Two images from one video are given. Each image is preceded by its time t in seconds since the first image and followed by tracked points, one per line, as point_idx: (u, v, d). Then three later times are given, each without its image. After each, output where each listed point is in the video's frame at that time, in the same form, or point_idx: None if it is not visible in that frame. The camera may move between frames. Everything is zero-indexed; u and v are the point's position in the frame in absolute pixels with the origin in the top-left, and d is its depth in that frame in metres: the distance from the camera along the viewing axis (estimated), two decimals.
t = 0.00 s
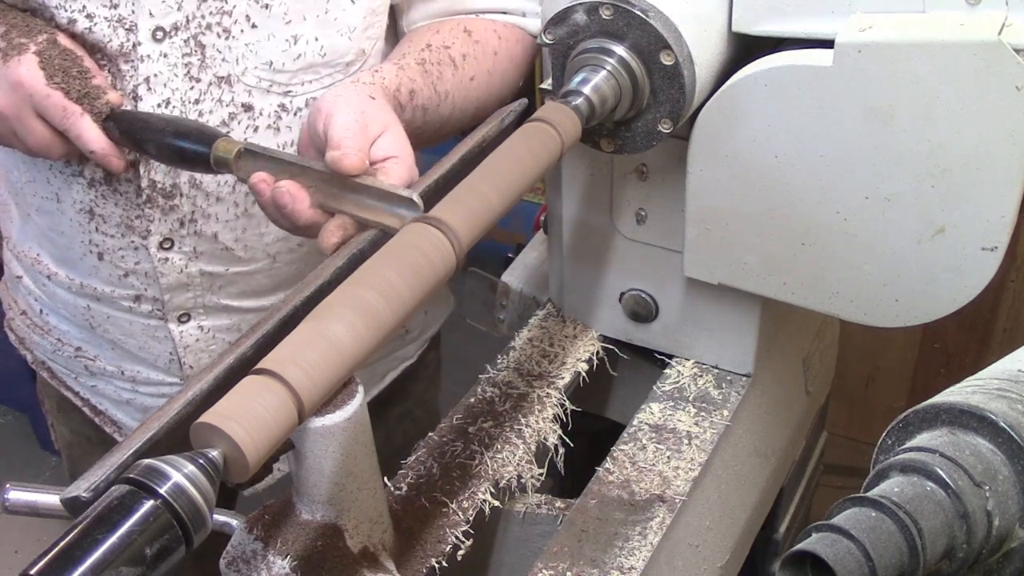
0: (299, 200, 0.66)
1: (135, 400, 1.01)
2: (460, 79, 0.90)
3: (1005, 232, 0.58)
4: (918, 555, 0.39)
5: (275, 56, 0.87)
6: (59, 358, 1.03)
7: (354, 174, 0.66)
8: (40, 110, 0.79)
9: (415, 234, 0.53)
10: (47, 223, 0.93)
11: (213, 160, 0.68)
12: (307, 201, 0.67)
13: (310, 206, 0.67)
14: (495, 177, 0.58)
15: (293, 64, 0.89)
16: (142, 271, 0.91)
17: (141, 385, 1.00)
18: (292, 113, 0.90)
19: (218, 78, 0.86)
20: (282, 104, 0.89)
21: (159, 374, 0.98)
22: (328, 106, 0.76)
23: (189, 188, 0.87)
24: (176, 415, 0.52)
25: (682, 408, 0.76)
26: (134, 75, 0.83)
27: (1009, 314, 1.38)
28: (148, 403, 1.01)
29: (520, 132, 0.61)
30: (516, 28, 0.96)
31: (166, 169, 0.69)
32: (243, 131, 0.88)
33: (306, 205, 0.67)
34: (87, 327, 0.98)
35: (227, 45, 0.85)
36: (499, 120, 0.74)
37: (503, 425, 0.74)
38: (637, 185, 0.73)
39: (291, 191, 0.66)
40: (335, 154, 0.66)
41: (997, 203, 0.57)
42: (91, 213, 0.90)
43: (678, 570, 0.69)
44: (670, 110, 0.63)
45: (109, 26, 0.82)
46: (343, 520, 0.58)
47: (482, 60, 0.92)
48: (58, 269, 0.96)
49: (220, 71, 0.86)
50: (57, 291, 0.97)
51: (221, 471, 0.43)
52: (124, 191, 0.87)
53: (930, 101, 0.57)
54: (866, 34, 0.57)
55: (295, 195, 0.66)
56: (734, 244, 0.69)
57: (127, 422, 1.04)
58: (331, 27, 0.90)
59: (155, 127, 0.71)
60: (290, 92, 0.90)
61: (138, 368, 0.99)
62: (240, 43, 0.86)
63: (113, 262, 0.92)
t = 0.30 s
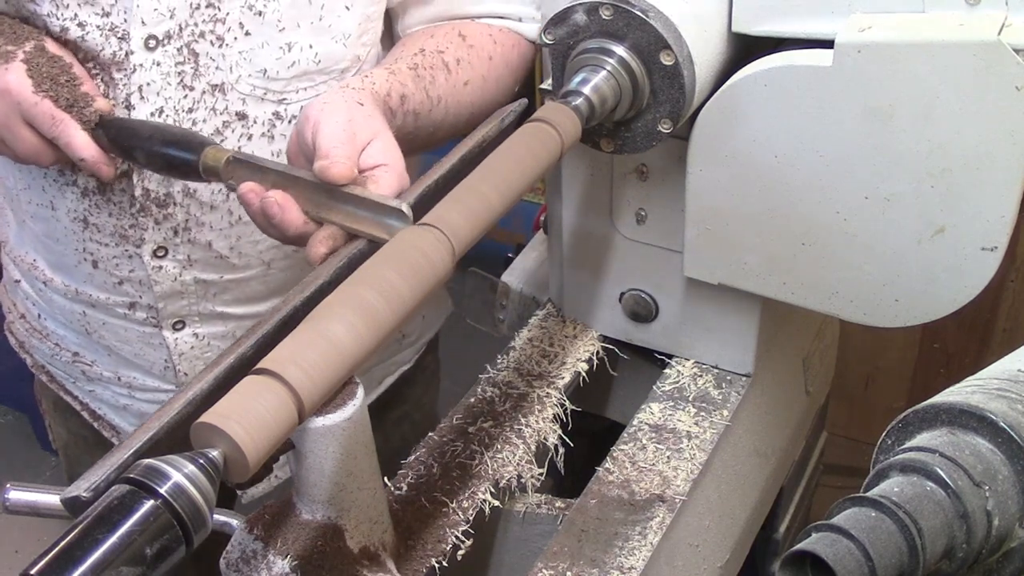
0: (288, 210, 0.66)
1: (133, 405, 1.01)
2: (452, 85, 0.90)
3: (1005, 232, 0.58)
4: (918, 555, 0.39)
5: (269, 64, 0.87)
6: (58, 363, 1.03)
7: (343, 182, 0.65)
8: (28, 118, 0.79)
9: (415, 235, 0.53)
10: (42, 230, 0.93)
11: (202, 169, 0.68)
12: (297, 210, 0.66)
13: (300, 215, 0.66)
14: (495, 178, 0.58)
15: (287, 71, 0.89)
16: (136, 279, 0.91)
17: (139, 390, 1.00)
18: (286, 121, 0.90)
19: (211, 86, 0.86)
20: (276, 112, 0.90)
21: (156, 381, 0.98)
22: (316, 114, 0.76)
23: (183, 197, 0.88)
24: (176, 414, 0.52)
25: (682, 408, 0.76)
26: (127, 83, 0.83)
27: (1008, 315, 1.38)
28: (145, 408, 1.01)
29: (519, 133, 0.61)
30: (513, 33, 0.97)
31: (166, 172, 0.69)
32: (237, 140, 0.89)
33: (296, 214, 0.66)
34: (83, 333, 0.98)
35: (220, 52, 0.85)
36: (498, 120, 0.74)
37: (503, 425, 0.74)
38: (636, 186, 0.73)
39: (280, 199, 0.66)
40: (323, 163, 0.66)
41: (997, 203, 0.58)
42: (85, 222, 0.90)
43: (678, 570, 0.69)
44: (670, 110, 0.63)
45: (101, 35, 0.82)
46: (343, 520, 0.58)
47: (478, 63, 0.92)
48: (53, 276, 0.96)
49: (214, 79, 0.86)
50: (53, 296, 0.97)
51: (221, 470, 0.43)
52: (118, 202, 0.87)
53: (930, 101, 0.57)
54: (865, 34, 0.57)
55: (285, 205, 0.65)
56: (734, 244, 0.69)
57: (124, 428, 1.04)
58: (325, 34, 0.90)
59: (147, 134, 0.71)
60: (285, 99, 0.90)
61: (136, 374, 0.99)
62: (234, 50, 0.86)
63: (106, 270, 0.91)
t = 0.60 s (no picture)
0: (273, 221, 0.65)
1: (127, 414, 1.01)
2: (443, 90, 0.90)
3: (1005, 232, 0.58)
4: (918, 555, 0.39)
5: (260, 68, 0.87)
6: (52, 374, 1.03)
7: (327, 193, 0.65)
8: (15, 127, 0.80)
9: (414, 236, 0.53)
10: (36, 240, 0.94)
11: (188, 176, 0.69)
12: (283, 221, 0.66)
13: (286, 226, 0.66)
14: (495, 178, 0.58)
15: (277, 76, 0.88)
16: (129, 288, 0.91)
17: (133, 399, 0.99)
18: (277, 126, 0.90)
19: (201, 92, 0.86)
20: (268, 117, 0.89)
21: (149, 390, 0.98)
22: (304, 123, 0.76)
23: (174, 204, 0.88)
24: (175, 415, 0.52)
25: (682, 408, 0.76)
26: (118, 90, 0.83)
27: (1008, 315, 1.38)
28: (139, 417, 1.01)
29: (519, 133, 0.61)
30: (504, 35, 0.97)
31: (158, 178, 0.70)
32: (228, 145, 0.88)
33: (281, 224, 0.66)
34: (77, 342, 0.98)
35: (211, 58, 0.85)
36: (498, 120, 0.74)
37: (503, 425, 0.74)
38: (636, 186, 0.73)
39: (265, 210, 0.66)
40: (309, 174, 0.65)
41: (996, 203, 0.58)
42: (76, 233, 0.90)
43: (678, 570, 0.69)
44: (670, 110, 0.63)
45: (89, 42, 0.83)
46: (343, 520, 0.58)
47: (470, 66, 0.92)
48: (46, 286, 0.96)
49: (204, 85, 0.86)
50: (45, 305, 0.97)
51: (221, 471, 0.43)
52: (109, 212, 0.88)
53: (930, 101, 0.57)
54: (865, 34, 0.57)
55: (270, 214, 0.65)
56: (734, 244, 0.69)
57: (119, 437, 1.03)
58: (316, 39, 0.89)
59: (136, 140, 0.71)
60: (276, 104, 0.90)
61: (130, 383, 0.99)
62: (224, 56, 0.86)
63: (97, 280, 0.92)
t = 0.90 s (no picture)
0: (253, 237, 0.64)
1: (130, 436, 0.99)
2: (433, 96, 0.89)
3: (1005, 232, 0.58)
4: (918, 554, 0.39)
5: (266, 76, 0.86)
6: (46, 398, 1.00)
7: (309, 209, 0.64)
8: None
9: (413, 237, 0.53)
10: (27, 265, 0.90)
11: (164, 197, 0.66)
12: (262, 237, 0.65)
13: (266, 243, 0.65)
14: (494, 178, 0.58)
15: (284, 83, 0.87)
16: (139, 309, 0.90)
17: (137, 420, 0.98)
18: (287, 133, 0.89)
19: (208, 103, 0.84)
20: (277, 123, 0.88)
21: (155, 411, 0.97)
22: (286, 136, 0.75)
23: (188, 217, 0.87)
24: (175, 415, 0.52)
25: (682, 407, 0.76)
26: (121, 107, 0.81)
27: (1008, 315, 1.38)
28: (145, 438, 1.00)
29: (519, 133, 0.61)
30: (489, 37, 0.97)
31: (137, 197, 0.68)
32: (239, 155, 0.87)
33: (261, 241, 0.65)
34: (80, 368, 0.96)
35: (216, 69, 0.84)
36: (498, 119, 0.74)
37: (503, 425, 0.74)
38: (636, 186, 0.73)
39: (244, 226, 0.64)
40: (290, 189, 0.64)
41: (996, 203, 0.58)
42: (84, 259, 0.88)
43: (678, 570, 0.69)
44: (670, 110, 0.63)
45: (93, 62, 0.81)
46: (343, 519, 0.58)
47: (459, 73, 0.92)
48: (43, 314, 0.93)
49: (212, 96, 0.84)
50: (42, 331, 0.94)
51: (221, 471, 0.44)
52: (120, 234, 0.87)
53: (930, 101, 0.57)
54: (865, 34, 0.57)
55: (249, 231, 0.64)
56: (734, 243, 0.69)
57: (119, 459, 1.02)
58: (320, 41, 0.88)
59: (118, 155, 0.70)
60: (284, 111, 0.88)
61: (134, 405, 0.98)
62: (230, 65, 0.84)
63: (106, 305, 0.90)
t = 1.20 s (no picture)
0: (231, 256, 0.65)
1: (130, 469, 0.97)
2: (421, 107, 0.90)
3: (1004, 232, 0.58)
4: (918, 555, 0.39)
5: (262, 91, 0.86)
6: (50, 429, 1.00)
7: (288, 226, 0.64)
8: None
9: (413, 237, 0.53)
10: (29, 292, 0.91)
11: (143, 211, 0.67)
12: (241, 255, 0.66)
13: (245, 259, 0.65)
14: (495, 179, 0.58)
15: (281, 96, 0.87)
16: (145, 336, 0.90)
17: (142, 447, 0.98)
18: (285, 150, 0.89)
19: (201, 121, 0.85)
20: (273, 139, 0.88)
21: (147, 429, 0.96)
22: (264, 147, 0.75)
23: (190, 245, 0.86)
24: (176, 415, 0.52)
25: (682, 408, 0.76)
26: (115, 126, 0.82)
27: (1008, 314, 1.37)
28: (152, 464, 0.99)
29: (519, 133, 0.61)
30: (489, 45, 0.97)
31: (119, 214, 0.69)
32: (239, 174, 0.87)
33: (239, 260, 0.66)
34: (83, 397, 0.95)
35: (210, 84, 0.84)
36: (498, 120, 0.75)
37: (503, 425, 0.74)
38: (636, 186, 0.73)
39: (222, 243, 0.66)
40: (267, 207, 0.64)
41: (996, 203, 0.58)
42: (86, 286, 0.88)
43: (678, 570, 0.69)
44: (670, 110, 0.63)
45: (82, 78, 0.82)
46: (344, 520, 0.58)
47: (449, 82, 0.93)
48: (46, 343, 0.93)
49: (207, 113, 0.85)
50: (44, 359, 0.94)
51: (221, 470, 0.43)
52: (122, 259, 0.87)
53: (930, 101, 0.57)
54: (865, 34, 0.57)
55: (227, 249, 0.65)
56: (734, 244, 0.69)
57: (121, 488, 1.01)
58: (316, 52, 0.88)
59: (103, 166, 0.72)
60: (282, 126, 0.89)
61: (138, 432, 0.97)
62: (224, 80, 0.85)
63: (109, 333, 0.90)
